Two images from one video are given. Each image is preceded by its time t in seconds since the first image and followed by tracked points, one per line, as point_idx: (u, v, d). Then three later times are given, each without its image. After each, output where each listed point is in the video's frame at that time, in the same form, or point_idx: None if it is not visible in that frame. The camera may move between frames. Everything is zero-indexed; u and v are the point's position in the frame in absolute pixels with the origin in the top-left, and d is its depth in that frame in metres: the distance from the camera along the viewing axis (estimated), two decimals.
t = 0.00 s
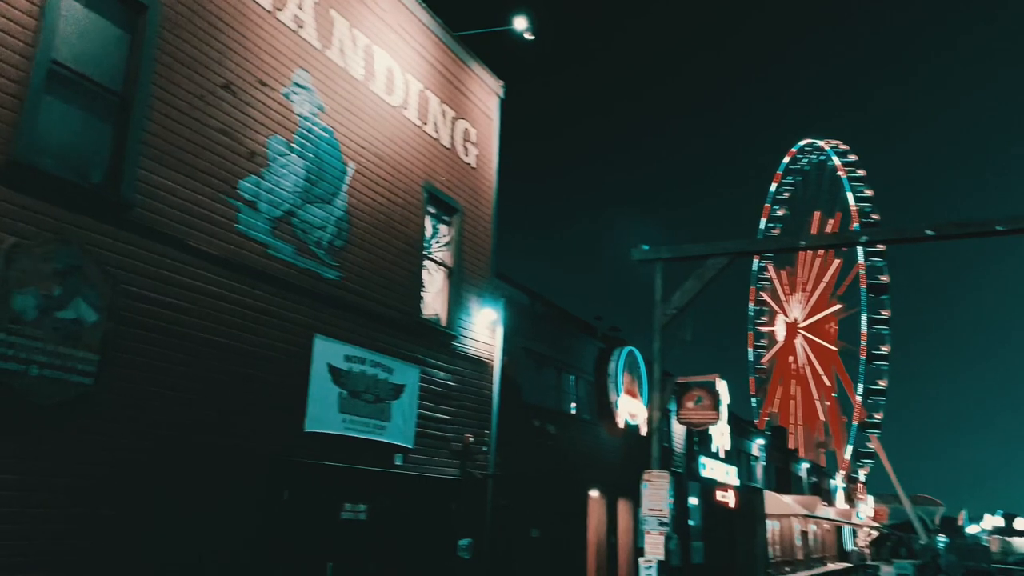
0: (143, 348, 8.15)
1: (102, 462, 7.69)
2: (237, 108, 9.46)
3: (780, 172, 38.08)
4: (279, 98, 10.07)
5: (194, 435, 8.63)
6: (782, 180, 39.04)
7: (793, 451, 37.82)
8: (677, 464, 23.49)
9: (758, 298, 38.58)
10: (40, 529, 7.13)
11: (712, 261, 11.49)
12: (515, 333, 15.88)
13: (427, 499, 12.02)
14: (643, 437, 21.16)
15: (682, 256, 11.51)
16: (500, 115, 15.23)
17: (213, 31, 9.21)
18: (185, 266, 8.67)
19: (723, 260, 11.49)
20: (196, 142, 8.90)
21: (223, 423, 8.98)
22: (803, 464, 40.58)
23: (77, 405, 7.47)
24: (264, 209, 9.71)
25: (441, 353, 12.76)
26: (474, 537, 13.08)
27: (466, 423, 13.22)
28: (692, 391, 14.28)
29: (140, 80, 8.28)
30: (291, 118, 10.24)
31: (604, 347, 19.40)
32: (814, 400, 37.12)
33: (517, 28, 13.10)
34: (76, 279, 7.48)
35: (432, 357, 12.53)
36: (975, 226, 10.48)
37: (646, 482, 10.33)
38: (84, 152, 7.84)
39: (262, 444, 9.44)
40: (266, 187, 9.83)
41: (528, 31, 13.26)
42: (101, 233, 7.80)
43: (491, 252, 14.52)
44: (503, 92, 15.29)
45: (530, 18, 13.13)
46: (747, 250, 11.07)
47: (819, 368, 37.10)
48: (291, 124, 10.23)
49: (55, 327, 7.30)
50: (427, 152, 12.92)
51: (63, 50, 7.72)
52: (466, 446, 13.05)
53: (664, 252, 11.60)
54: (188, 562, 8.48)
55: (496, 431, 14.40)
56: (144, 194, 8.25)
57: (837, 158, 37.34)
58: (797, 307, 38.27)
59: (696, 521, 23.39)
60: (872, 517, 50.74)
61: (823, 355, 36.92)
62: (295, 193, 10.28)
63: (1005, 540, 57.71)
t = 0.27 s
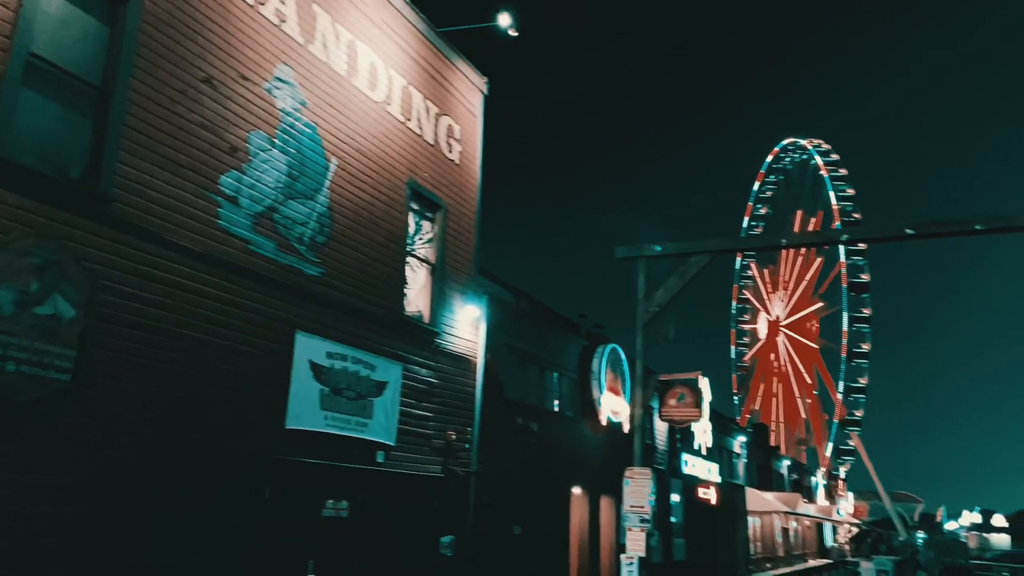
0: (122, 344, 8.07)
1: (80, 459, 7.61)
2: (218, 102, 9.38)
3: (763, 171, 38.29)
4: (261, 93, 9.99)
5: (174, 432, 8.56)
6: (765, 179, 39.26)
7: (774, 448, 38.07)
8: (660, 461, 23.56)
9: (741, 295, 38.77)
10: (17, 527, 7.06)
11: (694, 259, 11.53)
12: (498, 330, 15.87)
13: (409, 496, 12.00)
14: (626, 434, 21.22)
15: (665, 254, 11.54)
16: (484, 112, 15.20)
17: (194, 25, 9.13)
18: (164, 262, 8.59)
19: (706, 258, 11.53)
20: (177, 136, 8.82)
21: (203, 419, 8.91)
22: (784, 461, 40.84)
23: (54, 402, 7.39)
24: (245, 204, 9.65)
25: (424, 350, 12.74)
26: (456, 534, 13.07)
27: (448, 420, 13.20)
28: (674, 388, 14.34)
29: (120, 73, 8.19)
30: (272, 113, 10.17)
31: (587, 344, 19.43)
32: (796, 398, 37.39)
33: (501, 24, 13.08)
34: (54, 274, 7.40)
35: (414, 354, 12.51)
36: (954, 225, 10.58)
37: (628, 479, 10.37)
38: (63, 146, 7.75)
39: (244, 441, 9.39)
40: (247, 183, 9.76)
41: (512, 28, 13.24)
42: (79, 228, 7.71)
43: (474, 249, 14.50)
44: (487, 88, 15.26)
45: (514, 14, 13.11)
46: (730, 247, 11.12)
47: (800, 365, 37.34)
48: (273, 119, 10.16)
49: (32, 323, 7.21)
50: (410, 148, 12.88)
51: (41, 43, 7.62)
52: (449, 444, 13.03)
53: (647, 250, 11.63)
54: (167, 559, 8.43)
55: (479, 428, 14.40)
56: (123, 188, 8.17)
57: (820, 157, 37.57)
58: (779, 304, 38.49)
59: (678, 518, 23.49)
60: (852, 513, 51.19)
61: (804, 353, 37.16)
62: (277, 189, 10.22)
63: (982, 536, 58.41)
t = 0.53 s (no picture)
0: (102, 340, 8.00)
1: (60, 456, 7.54)
2: (200, 97, 9.30)
3: (747, 170, 38.45)
4: (244, 88, 9.92)
5: (155, 429, 8.49)
6: (749, 178, 39.43)
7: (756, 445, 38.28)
8: (643, 458, 23.64)
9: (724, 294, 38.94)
10: None
11: (678, 257, 11.56)
12: (483, 327, 15.86)
13: (392, 493, 11.97)
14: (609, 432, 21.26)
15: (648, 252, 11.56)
16: (469, 109, 15.17)
17: (176, 19, 9.05)
18: (145, 257, 8.52)
19: (689, 256, 11.56)
20: (158, 131, 8.75)
21: (184, 417, 8.84)
22: (767, 458, 41.09)
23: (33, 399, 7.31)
24: (227, 200, 9.58)
25: (407, 346, 12.70)
26: (439, 531, 13.05)
27: (432, 417, 13.16)
28: (658, 386, 14.37)
29: (101, 67, 8.11)
30: (255, 109, 10.10)
31: (571, 342, 19.45)
32: (778, 395, 37.60)
33: (486, 21, 13.06)
34: (32, 270, 7.32)
35: (398, 351, 12.47)
36: (935, 224, 10.66)
37: (612, 477, 10.40)
38: (42, 141, 7.65)
39: (226, 439, 9.34)
40: (229, 178, 9.69)
41: (497, 25, 13.22)
42: (58, 223, 7.63)
43: (459, 246, 14.47)
44: (472, 85, 15.23)
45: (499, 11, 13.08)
46: (714, 245, 11.16)
47: (783, 363, 37.56)
48: (255, 114, 10.09)
49: (11, 319, 7.10)
50: (394, 145, 12.83)
51: (20, 36, 7.52)
52: (433, 440, 12.98)
53: (631, 248, 11.65)
54: (148, 557, 8.36)
55: (464, 425, 14.38)
56: (103, 183, 8.10)
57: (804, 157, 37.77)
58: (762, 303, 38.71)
59: (661, 515, 23.57)
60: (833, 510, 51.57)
61: (787, 351, 37.38)
62: (260, 184, 10.15)
63: (961, 532, 59.07)
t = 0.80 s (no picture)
0: (83, 337, 7.93)
1: (40, 454, 7.46)
2: (183, 92, 9.23)
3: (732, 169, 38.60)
4: (227, 83, 9.86)
5: (137, 426, 8.43)
6: (734, 176, 39.60)
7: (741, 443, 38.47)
8: (628, 456, 23.70)
9: (709, 292, 39.09)
10: None
11: (662, 255, 11.59)
12: (468, 324, 15.84)
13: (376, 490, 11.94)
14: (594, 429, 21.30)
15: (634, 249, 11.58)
16: (454, 106, 15.15)
17: (159, 13, 8.97)
18: (127, 254, 8.45)
19: (674, 253, 11.60)
20: (141, 126, 8.67)
21: (167, 414, 8.78)
22: (750, 455, 41.30)
23: (13, 396, 7.24)
24: (210, 196, 9.52)
25: (392, 344, 12.67)
26: (424, 529, 13.04)
27: (417, 414, 13.14)
28: (643, 383, 14.41)
29: (83, 61, 8.03)
30: (239, 104, 10.03)
31: (556, 339, 19.47)
32: (762, 393, 37.81)
33: (472, 18, 13.03)
34: (13, 265, 7.25)
35: (383, 348, 12.44)
36: (917, 223, 10.75)
37: (596, 474, 10.43)
38: (23, 135, 7.56)
39: (209, 436, 9.28)
40: (213, 174, 9.62)
41: (483, 22, 13.20)
42: (39, 218, 7.56)
43: (444, 243, 14.44)
44: (457, 82, 15.20)
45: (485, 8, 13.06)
46: (699, 244, 11.20)
47: (767, 361, 37.77)
48: (239, 110, 10.03)
49: None
50: (379, 142, 12.79)
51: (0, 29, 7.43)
52: (417, 438, 12.97)
53: (616, 245, 11.67)
54: (129, 555, 8.30)
55: (448, 422, 14.37)
56: (85, 179, 8.02)
57: (788, 156, 37.95)
58: (747, 301, 38.90)
59: (645, 512, 23.65)
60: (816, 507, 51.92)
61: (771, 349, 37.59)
62: (243, 180, 10.09)
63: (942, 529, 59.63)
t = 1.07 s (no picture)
0: (64, 334, 7.86)
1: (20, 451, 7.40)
2: (167, 87, 9.16)
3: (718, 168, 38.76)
4: (212, 79, 9.79)
5: (119, 423, 8.37)
6: (720, 175, 39.76)
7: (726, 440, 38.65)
8: (614, 453, 23.76)
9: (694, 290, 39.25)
10: None
11: (648, 253, 11.61)
12: (454, 322, 15.83)
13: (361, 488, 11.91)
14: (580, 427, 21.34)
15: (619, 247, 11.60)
16: (440, 103, 15.12)
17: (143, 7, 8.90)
18: (109, 250, 8.38)
19: (659, 251, 11.62)
20: (124, 121, 8.60)
21: (150, 412, 8.72)
22: (735, 453, 41.50)
23: None
24: (194, 192, 9.45)
25: (377, 341, 12.63)
26: (409, 527, 13.01)
27: (402, 412, 13.11)
28: (628, 381, 14.43)
29: (65, 55, 7.95)
30: (223, 100, 9.97)
31: (542, 337, 19.48)
32: (747, 391, 38.00)
33: (459, 16, 13.02)
34: None
35: (368, 345, 12.40)
36: (900, 222, 10.83)
37: (581, 471, 10.45)
38: (5, 130, 7.48)
39: (193, 433, 9.23)
40: (196, 170, 9.55)
41: (469, 19, 13.19)
42: (20, 213, 7.49)
43: (430, 240, 14.42)
44: (444, 79, 15.17)
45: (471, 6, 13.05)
46: (684, 242, 11.23)
47: (751, 359, 37.97)
48: (223, 105, 9.97)
49: None
50: (365, 138, 12.75)
51: None
52: (402, 435, 12.95)
53: (602, 243, 11.69)
54: (111, 553, 8.23)
55: (434, 420, 14.34)
56: (67, 174, 7.95)
57: (774, 156, 38.13)
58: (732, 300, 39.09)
59: (631, 509, 23.72)
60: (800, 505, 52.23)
61: (756, 348, 37.78)
62: (227, 176, 10.02)
63: (924, 526, 60.11)
